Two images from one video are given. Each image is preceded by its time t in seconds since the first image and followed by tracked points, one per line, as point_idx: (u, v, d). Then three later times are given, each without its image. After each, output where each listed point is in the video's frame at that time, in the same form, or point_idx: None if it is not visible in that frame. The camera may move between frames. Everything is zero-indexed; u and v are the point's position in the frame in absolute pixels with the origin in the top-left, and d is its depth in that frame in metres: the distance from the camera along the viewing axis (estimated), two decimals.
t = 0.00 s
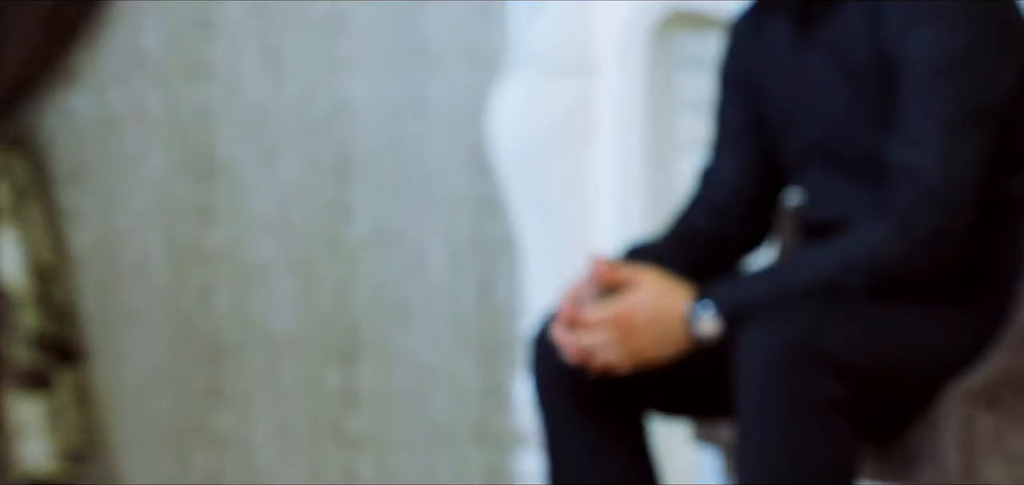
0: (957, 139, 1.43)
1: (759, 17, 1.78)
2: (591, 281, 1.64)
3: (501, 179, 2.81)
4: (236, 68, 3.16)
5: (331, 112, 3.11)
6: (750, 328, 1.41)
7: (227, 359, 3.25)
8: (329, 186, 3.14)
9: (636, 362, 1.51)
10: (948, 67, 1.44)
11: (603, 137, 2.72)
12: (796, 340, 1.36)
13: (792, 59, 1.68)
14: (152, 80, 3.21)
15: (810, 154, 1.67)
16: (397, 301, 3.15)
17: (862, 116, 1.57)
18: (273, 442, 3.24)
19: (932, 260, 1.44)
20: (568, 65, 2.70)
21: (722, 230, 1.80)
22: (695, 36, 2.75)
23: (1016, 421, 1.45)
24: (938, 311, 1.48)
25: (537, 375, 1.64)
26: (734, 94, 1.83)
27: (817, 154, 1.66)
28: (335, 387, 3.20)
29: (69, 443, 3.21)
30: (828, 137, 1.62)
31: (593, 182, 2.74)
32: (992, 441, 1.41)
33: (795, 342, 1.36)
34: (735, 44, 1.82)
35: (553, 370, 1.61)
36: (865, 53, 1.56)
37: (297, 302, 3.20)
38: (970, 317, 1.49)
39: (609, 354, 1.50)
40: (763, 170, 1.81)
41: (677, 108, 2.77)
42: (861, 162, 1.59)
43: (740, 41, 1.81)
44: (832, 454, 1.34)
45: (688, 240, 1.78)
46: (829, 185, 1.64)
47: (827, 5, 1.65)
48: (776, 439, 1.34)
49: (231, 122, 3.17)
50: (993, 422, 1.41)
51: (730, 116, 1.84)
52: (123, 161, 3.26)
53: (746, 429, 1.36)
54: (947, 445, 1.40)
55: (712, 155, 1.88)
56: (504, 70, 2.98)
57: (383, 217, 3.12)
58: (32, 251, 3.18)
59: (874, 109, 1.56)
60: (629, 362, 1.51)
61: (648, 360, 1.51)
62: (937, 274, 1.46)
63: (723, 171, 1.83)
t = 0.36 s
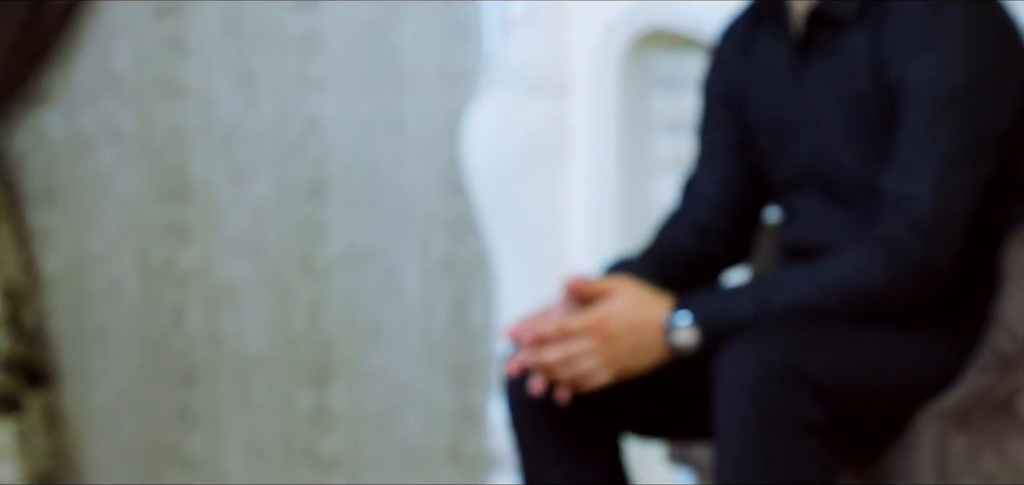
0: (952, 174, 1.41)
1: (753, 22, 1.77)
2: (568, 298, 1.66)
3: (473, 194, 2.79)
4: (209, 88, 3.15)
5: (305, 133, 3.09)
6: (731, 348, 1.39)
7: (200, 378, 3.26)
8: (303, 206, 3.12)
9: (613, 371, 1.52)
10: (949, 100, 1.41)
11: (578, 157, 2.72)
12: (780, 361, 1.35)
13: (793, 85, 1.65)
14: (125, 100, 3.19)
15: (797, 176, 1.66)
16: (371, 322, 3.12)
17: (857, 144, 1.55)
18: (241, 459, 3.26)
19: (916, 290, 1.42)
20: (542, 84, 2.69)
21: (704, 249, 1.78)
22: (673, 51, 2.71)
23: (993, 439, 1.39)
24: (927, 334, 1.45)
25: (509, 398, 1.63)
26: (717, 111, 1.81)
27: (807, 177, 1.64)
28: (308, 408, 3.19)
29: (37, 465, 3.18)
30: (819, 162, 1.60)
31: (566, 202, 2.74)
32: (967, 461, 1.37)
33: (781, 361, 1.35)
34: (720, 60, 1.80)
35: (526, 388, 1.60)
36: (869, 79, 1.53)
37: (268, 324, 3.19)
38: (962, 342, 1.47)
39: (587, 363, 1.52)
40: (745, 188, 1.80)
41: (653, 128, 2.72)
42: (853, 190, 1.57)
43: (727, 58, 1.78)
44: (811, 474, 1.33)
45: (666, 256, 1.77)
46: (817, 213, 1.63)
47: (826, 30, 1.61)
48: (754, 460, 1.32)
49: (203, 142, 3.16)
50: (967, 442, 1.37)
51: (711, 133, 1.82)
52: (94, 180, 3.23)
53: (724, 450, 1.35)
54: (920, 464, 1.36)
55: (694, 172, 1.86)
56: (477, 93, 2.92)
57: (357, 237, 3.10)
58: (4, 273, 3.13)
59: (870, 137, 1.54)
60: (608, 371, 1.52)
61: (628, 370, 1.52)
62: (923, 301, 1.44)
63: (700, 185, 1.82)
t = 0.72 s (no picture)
0: (931, 202, 1.41)
1: (728, 41, 1.77)
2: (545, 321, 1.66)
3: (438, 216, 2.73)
4: (176, 109, 3.14)
5: (272, 154, 3.08)
6: (702, 371, 1.38)
7: (167, 404, 3.25)
8: (269, 229, 3.11)
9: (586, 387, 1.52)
10: (931, 128, 1.42)
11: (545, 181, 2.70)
12: (758, 384, 1.34)
13: (766, 108, 1.65)
14: (91, 122, 3.18)
15: (769, 201, 1.67)
16: (336, 345, 3.11)
17: (834, 167, 1.55)
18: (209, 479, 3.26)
19: (892, 317, 1.42)
20: (510, 107, 2.67)
21: (676, 271, 1.78)
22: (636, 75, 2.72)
23: (961, 462, 1.33)
24: (900, 359, 1.45)
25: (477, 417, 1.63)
26: (689, 132, 1.80)
27: (778, 202, 1.65)
28: (275, 433, 3.18)
29: None
30: (792, 184, 1.61)
31: (536, 227, 2.72)
32: None
33: (751, 385, 1.34)
34: (692, 80, 1.80)
35: (494, 410, 1.60)
36: (848, 107, 1.54)
37: (233, 346, 3.19)
38: (935, 365, 1.47)
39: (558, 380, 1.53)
40: (713, 207, 1.80)
41: (621, 153, 2.73)
42: (828, 213, 1.57)
43: (699, 79, 1.78)
44: None
45: (634, 277, 1.76)
46: (790, 237, 1.63)
47: (806, 56, 1.61)
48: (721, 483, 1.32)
49: (169, 164, 3.16)
50: (937, 466, 1.34)
51: (680, 152, 1.82)
52: (59, 204, 3.20)
53: (693, 474, 1.35)
54: None
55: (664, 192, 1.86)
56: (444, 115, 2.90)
57: (323, 260, 3.08)
58: None
59: (848, 161, 1.55)
60: (579, 387, 1.52)
61: (599, 388, 1.52)
62: (898, 325, 1.44)
63: (670, 204, 1.81)
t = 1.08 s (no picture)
0: (891, 236, 1.41)
1: (688, 76, 1.77)
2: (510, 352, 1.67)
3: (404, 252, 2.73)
4: (139, 143, 3.13)
5: (236, 188, 3.07)
6: (667, 407, 1.39)
7: (128, 441, 3.23)
8: (232, 263, 3.10)
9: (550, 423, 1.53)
10: (891, 162, 1.42)
11: (508, 217, 2.71)
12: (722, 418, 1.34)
13: (728, 141, 1.65)
14: (54, 158, 3.17)
15: (729, 234, 1.67)
16: (299, 380, 3.09)
17: (796, 200, 1.56)
18: None
19: (853, 351, 1.43)
20: (473, 142, 2.65)
21: (642, 304, 1.78)
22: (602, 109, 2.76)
23: None
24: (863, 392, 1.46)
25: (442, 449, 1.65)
26: (649, 167, 1.81)
27: (739, 234, 1.66)
28: (237, 469, 3.16)
29: None
30: (754, 217, 1.62)
31: (500, 262, 2.71)
32: None
33: (714, 423, 1.33)
34: (653, 113, 1.80)
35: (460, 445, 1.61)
36: (810, 140, 1.54)
37: (195, 382, 3.17)
38: (899, 396, 1.48)
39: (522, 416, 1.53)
40: (676, 239, 1.80)
41: (584, 188, 2.75)
42: (789, 248, 1.59)
43: (661, 115, 1.78)
44: None
45: (596, 313, 1.75)
46: (751, 269, 1.64)
47: (767, 90, 1.61)
48: None
49: (132, 199, 3.15)
50: None
51: (642, 187, 1.82)
52: (22, 239, 3.21)
53: None
54: None
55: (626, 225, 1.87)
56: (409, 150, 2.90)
57: (287, 294, 3.07)
58: None
59: (807, 194, 1.55)
60: (543, 424, 1.53)
61: (563, 424, 1.53)
62: (861, 366, 1.45)
63: (635, 238, 1.81)
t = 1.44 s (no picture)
0: (843, 260, 1.42)
1: (643, 113, 1.76)
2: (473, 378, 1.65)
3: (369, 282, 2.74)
4: (102, 173, 3.13)
5: (199, 218, 3.07)
6: (630, 438, 1.38)
7: (91, 473, 3.21)
8: (196, 293, 3.09)
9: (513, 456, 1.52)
10: (841, 187, 1.42)
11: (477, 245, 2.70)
12: (686, 449, 1.34)
13: (682, 173, 1.65)
14: (17, 189, 3.17)
15: (690, 265, 1.66)
16: (263, 409, 3.07)
17: (749, 227, 1.56)
18: None
19: (813, 377, 1.43)
20: (438, 171, 2.66)
21: (605, 338, 1.77)
22: (565, 140, 2.73)
23: None
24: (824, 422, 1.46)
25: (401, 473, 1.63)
26: (609, 198, 1.80)
27: (700, 264, 1.64)
28: None
29: None
30: (709, 248, 1.62)
31: (466, 292, 2.70)
32: None
33: (677, 454, 1.33)
34: (613, 148, 1.79)
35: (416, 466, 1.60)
36: (759, 170, 1.54)
37: (158, 414, 3.15)
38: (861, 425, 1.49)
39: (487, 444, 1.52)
40: (638, 273, 1.79)
41: (551, 218, 2.72)
42: (747, 275, 1.59)
43: (620, 148, 1.77)
44: None
45: (559, 345, 1.76)
46: (712, 296, 1.64)
47: (716, 121, 1.61)
48: None
49: (95, 229, 3.15)
50: None
51: (604, 220, 1.81)
52: None
53: None
54: None
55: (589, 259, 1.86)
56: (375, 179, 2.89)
57: (251, 323, 3.06)
58: None
59: (760, 222, 1.55)
60: (508, 454, 1.52)
61: (526, 458, 1.52)
62: (820, 385, 1.45)
63: (597, 273, 1.80)
